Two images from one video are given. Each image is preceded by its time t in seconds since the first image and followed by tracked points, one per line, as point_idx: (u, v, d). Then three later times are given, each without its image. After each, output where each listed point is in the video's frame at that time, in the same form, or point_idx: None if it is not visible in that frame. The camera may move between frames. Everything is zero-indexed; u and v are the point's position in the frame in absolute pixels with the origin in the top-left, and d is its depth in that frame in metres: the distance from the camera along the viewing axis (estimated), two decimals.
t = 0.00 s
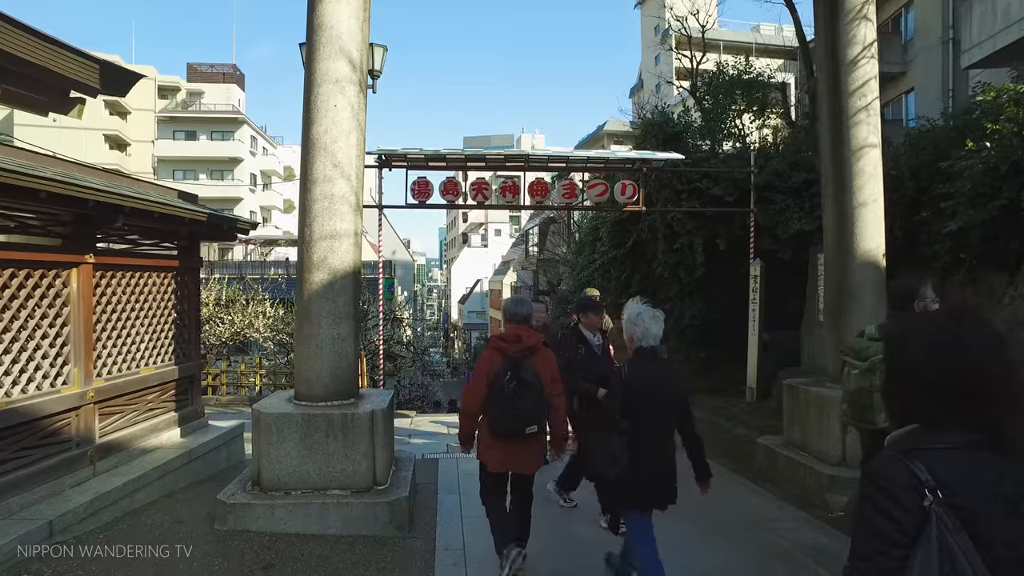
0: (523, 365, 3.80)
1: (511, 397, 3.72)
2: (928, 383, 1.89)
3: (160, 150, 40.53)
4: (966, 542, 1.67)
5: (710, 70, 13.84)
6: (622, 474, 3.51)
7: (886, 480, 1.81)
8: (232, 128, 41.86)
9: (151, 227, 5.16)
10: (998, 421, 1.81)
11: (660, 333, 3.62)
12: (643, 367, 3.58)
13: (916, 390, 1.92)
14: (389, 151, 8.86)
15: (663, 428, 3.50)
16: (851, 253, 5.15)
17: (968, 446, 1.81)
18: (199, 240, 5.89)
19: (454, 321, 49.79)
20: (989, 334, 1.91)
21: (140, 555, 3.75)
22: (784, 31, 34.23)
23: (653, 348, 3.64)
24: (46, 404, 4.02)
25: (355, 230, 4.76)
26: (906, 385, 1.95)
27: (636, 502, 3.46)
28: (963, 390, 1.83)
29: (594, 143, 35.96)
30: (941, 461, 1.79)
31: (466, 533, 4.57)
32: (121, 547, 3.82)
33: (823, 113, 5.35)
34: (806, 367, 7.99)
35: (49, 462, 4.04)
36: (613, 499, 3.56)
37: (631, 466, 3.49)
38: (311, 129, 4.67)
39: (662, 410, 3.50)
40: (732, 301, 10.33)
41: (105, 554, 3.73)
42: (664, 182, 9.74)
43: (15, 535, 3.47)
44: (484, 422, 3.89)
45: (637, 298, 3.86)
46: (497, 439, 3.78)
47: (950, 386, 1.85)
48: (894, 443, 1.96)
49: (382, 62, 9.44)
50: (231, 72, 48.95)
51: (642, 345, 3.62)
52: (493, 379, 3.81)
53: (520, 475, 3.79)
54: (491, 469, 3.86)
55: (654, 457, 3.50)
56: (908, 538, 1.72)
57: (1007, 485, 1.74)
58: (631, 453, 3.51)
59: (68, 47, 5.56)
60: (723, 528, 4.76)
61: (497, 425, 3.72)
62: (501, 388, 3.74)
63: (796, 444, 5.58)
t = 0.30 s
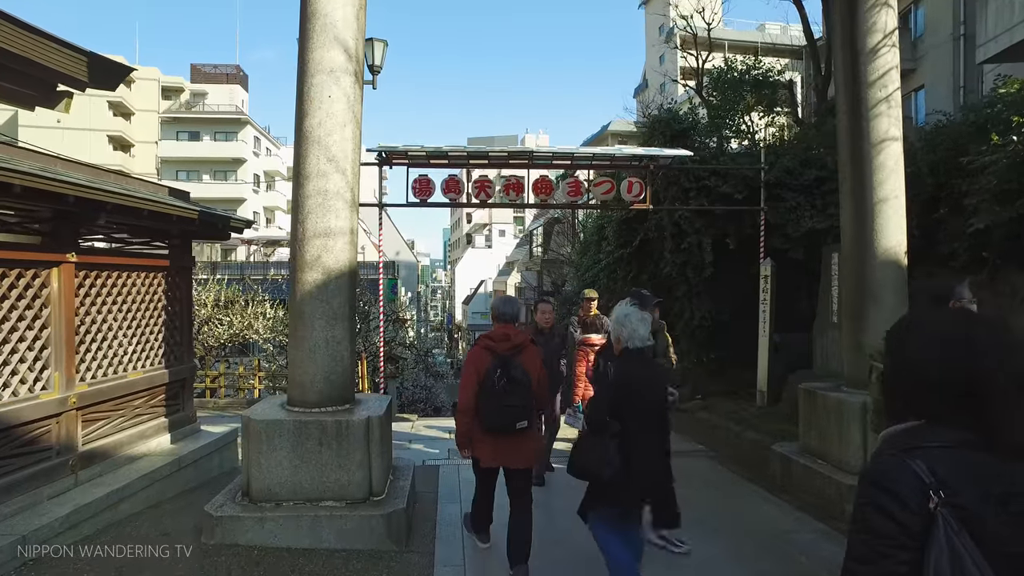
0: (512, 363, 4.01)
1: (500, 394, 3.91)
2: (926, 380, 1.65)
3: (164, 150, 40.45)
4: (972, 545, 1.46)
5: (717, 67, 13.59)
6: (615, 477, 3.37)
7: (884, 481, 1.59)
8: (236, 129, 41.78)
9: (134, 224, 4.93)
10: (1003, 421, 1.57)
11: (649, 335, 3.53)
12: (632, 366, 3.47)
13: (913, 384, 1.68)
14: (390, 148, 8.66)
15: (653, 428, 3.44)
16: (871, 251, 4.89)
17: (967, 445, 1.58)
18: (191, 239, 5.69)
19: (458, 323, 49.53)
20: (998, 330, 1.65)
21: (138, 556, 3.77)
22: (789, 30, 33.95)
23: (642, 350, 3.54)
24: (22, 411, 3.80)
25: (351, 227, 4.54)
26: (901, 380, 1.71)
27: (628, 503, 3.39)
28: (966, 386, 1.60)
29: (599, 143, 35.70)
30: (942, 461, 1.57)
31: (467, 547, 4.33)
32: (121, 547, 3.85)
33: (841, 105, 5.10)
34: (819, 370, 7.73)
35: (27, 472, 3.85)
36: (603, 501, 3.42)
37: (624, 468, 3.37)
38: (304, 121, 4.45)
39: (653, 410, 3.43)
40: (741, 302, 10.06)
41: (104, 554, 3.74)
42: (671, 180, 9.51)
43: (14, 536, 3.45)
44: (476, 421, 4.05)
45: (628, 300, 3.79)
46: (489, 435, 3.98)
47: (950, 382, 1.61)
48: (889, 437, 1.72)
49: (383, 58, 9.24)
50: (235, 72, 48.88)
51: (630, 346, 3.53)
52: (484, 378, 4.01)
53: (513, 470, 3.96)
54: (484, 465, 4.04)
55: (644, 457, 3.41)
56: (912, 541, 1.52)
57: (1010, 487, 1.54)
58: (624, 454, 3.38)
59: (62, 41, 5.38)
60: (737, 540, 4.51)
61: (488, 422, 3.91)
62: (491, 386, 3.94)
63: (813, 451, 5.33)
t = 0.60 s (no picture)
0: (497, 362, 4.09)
1: (485, 392, 4.01)
2: (925, 393, 1.64)
3: (169, 151, 40.38)
4: (962, 557, 1.53)
5: (727, 62, 13.29)
6: (600, 476, 3.43)
7: (880, 494, 1.62)
8: (241, 129, 41.69)
9: (118, 221, 4.74)
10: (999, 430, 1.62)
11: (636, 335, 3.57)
12: (614, 369, 3.51)
13: (911, 391, 1.67)
14: (392, 144, 8.43)
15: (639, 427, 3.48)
16: (897, 249, 4.63)
17: (968, 454, 1.62)
18: (184, 237, 5.51)
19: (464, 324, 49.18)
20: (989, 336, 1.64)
21: (138, 556, 3.80)
22: (799, 27, 33.47)
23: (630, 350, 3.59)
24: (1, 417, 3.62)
25: (348, 224, 4.33)
26: (897, 387, 1.71)
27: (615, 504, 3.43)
28: (969, 395, 1.60)
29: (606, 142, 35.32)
30: (936, 471, 1.60)
31: (469, 562, 4.10)
32: (121, 547, 3.88)
33: (863, 95, 4.84)
34: (836, 372, 7.49)
35: (9, 481, 3.68)
36: (591, 501, 3.47)
37: (608, 468, 3.43)
38: (299, 112, 4.24)
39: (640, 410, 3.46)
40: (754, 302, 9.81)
41: (105, 554, 3.78)
42: (682, 177, 9.29)
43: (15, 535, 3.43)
44: (464, 416, 4.16)
45: (614, 302, 3.80)
46: (476, 432, 4.08)
47: (951, 392, 1.61)
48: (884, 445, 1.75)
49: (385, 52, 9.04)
50: (241, 73, 48.81)
51: (616, 347, 3.56)
52: (470, 376, 4.09)
53: (501, 462, 4.12)
54: (475, 458, 4.16)
55: (630, 456, 3.44)
56: (902, 553, 1.57)
57: (1003, 494, 1.58)
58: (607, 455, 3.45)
59: (51, 33, 5.17)
60: (755, 552, 4.30)
61: (475, 419, 4.01)
62: (476, 384, 4.03)
63: (833, 457, 5.13)
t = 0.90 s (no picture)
0: (493, 361, 4.00)
1: (482, 390, 3.91)
2: (897, 390, 1.60)
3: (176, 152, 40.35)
4: (924, 562, 1.40)
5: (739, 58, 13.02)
6: (582, 475, 3.33)
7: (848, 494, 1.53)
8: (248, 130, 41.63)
9: (108, 218, 4.60)
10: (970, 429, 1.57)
11: (618, 336, 3.50)
12: (600, 366, 3.44)
13: (881, 388, 1.63)
14: (397, 141, 8.23)
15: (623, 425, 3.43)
16: (927, 246, 4.37)
17: (940, 455, 1.52)
18: (179, 234, 5.32)
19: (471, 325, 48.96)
20: (959, 338, 1.61)
21: (138, 556, 3.70)
22: (808, 25, 33.12)
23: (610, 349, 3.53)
24: None
25: (348, 220, 4.12)
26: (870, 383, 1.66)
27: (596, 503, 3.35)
28: (940, 392, 1.56)
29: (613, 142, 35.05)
30: (903, 471, 1.51)
31: None
32: (120, 547, 3.79)
33: (890, 85, 4.61)
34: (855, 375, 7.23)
35: None
36: (571, 499, 3.38)
37: (592, 466, 3.33)
38: (295, 102, 4.03)
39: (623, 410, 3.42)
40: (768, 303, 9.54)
41: (104, 554, 3.69)
42: (694, 174, 9.04)
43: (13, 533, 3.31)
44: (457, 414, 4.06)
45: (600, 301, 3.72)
46: (470, 430, 3.99)
47: (922, 390, 1.57)
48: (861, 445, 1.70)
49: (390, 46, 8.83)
50: (247, 74, 48.79)
51: (601, 348, 3.49)
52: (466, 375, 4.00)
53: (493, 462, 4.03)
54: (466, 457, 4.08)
55: (612, 456, 3.38)
56: (866, 554, 1.47)
57: (982, 496, 1.45)
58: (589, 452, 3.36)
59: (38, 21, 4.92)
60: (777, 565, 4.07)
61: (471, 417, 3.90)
62: (472, 382, 3.93)
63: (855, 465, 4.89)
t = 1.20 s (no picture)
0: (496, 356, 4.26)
1: (482, 382, 4.21)
2: (910, 381, 1.66)
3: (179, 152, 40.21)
4: (927, 548, 1.47)
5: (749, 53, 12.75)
6: (566, 470, 3.54)
7: (850, 484, 1.61)
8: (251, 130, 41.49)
9: (96, 213, 4.43)
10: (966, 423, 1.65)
11: (605, 337, 3.66)
12: (584, 366, 3.58)
13: (890, 378, 1.69)
14: (399, 137, 8.00)
15: (607, 425, 3.52)
16: (958, 242, 4.13)
17: (936, 448, 1.62)
18: (172, 231, 5.12)
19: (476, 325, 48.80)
20: (964, 337, 1.70)
21: (139, 556, 3.73)
22: (816, 23, 32.81)
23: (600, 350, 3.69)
24: None
25: (346, 215, 3.89)
26: (878, 374, 1.71)
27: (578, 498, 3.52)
28: (948, 386, 1.63)
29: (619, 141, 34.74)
30: (904, 463, 1.60)
31: None
32: (120, 547, 3.80)
33: (916, 70, 4.35)
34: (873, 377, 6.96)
35: None
36: (563, 494, 3.59)
37: (573, 462, 3.54)
38: (290, 90, 3.81)
39: (607, 409, 3.51)
40: (781, 302, 9.29)
41: (105, 554, 3.70)
42: (704, 171, 8.81)
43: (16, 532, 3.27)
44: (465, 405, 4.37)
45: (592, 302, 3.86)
46: (472, 421, 4.30)
47: (931, 383, 1.64)
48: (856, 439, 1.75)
49: (392, 40, 8.61)
50: (251, 75, 48.66)
51: (588, 347, 3.66)
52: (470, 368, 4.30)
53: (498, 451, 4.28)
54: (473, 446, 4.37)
55: (596, 453, 3.52)
56: (866, 545, 1.55)
57: (978, 487, 1.55)
58: (572, 448, 3.55)
59: (24, 9, 4.69)
60: None
61: (471, 407, 4.22)
62: (473, 375, 4.25)
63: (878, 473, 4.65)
